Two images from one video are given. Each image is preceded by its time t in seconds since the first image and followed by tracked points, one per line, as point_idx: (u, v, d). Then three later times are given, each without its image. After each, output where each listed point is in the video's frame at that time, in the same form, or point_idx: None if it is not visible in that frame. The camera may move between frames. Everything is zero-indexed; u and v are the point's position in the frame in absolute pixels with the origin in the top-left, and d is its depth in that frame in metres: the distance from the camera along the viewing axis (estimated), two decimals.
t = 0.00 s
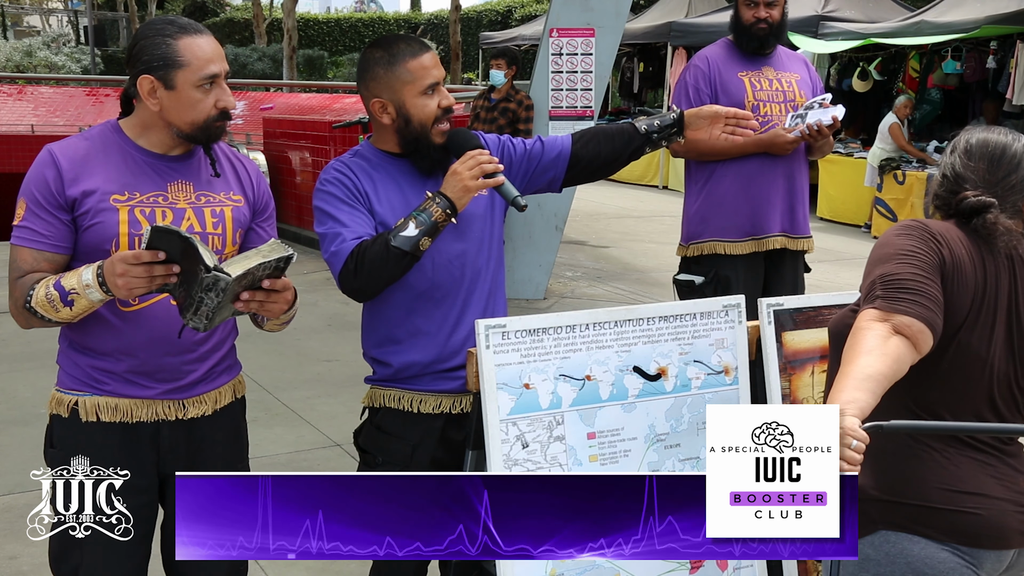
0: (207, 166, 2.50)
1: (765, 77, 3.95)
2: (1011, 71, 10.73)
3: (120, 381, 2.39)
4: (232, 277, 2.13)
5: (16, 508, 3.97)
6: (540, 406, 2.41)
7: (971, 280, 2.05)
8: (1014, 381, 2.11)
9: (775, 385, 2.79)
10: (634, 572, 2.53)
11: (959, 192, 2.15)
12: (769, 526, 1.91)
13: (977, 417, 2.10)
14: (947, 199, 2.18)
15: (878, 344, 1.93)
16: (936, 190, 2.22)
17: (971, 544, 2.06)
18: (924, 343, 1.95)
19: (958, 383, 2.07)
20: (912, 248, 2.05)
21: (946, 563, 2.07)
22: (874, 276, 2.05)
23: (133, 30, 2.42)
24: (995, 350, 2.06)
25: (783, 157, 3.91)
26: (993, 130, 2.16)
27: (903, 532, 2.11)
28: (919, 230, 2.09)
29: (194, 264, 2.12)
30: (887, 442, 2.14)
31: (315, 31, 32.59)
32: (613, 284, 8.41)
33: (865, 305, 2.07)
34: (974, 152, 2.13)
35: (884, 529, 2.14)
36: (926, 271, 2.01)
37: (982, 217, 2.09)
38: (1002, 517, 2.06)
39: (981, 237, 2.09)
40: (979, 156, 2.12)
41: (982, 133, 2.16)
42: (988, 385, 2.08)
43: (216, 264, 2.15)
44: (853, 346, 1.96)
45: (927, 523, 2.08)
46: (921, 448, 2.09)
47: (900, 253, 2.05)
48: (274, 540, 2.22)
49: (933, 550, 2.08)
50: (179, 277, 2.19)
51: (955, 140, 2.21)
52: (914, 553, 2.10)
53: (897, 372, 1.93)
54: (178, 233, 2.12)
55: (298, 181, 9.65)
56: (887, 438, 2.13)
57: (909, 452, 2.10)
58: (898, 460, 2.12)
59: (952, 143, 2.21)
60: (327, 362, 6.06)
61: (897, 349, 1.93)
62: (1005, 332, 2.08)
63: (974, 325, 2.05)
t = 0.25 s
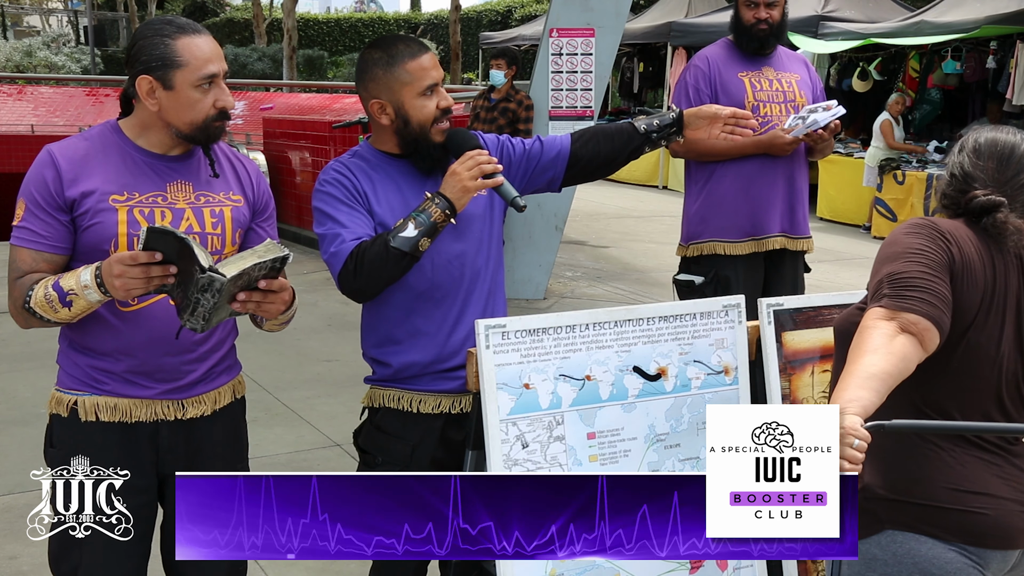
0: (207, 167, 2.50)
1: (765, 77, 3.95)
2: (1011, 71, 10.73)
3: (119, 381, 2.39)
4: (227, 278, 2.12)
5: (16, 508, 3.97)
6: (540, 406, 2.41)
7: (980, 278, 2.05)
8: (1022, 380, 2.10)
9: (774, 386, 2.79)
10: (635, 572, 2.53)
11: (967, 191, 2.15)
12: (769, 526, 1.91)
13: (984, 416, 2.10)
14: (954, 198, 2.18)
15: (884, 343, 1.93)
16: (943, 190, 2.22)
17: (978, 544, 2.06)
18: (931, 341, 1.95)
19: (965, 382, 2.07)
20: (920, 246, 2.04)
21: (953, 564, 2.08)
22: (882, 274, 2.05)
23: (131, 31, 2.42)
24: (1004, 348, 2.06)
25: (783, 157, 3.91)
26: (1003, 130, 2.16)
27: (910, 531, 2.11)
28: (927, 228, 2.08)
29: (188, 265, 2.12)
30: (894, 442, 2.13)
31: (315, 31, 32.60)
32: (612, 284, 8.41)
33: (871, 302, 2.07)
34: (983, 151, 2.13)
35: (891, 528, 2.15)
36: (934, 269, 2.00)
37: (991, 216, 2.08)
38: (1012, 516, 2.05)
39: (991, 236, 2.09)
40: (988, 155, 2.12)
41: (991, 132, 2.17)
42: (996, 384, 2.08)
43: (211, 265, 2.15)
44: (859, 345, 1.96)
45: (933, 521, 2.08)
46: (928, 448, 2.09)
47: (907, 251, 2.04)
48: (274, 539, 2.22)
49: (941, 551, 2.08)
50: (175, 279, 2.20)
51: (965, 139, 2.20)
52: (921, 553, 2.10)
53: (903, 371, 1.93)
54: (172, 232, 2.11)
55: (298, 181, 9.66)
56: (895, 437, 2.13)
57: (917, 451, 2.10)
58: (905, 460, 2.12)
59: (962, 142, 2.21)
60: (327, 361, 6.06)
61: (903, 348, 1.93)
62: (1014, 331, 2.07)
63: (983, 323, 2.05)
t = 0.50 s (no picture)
0: (207, 167, 2.49)
1: (765, 78, 3.95)
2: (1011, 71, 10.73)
3: (117, 381, 2.39)
4: (220, 282, 2.13)
5: (16, 508, 3.97)
6: (540, 406, 2.41)
7: (986, 279, 2.05)
8: None
9: (774, 386, 2.79)
10: (635, 572, 2.53)
11: (973, 191, 2.15)
12: (769, 526, 1.91)
13: (988, 415, 2.10)
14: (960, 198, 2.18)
15: (888, 343, 1.93)
16: (949, 189, 2.22)
17: (982, 543, 2.06)
18: (934, 341, 1.95)
19: (970, 381, 2.07)
20: (925, 247, 2.04)
21: (959, 563, 2.07)
22: (886, 275, 2.04)
23: (133, 31, 2.42)
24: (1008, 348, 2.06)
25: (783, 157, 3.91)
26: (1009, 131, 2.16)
27: (916, 531, 2.11)
28: (933, 229, 2.08)
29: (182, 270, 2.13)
30: (899, 441, 2.13)
31: (315, 31, 32.60)
32: (612, 284, 8.41)
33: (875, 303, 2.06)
34: (989, 151, 2.13)
35: (896, 528, 2.14)
36: (938, 270, 2.00)
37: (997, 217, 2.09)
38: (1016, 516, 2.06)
39: (999, 237, 2.09)
40: (994, 155, 2.13)
41: (996, 132, 2.17)
42: (1001, 384, 2.08)
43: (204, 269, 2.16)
44: (863, 346, 1.95)
45: (938, 520, 2.08)
46: (933, 447, 2.09)
47: (912, 252, 2.04)
48: (274, 540, 2.22)
49: (947, 549, 2.08)
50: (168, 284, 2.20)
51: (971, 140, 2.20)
52: (927, 553, 2.10)
53: (907, 371, 1.92)
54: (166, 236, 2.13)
55: (298, 181, 9.66)
56: (899, 437, 2.12)
57: (922, 451, 2.10)
58: (911, 459, 2.11)
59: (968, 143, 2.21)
60: (327, 361, 6.06)
61: (906, 348, 1.93)
62: (1018, 330, 2.08)
63: (988, 324, 2.05)
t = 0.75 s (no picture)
0: (206, 167, 2.49)
1: (764, 78, 3.94)
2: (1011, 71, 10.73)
3: (116, 381, 2.39)
4: (218, 282, 2.13)
5: (16, 507, 3.96)
6: (540, 406, 2.41)
7: (988, 278, 2.05)
8: None
9: (774, 386, 2.79)
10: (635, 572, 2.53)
11: (974, 191, 2.15)
12: (769, 526, 1.91)
13: (991, 416, 2.10)
14: (961, 197, 2.18)
15: (890, 343, 1.92)
16: (949, 189, 2.22)
17: (987, 542, 2.06)
18: (937, 340, 1.94)
19: (974, 381, 2.07)
20: (928, 246, 2.04)
21: (966, 562, 2.06)
22: (889, 274, 2.04)
23: (132, 31, 2.42)
24: (1011, 348, 2.06)
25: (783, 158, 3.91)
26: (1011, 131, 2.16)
27: (922, 530, 2.11)
28: (935, 229, 2.08)
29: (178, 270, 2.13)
30: (903, 441, 2.12)
31: (315, 31, 32.60)
32: (612, 284, 8.41)
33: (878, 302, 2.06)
34: (989, 151, 2.13)
35: (902, 528, 2.13)
36: (941, 269, 2.00)
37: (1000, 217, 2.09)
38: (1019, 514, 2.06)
39: (1001, 237, 2.10)
40: (995, 155, 2.13)
41: (997, 132, 2.17)
42: (1003, 384, 2.08)
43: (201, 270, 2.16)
44: (865, 345, 1.95)
45: (943, 519, 2.08)
46: (937, 447, 2.09)
47: (915, 251, 2.04)
48: (274, 540, 2.22)
49: (953, 549, 2.07)
50: (164, 282, 2.20)
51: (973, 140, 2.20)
52: (935, 553, 2.09)
53: (909, 371, 1.91)
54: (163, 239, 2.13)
55: (298, 181, 9.66)
56: (902, 436, 2.12)
57: (926, 450, 2.09)
58: (915, 460, 2.11)
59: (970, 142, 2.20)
60: (326, 361, 6.06)
61: (909, 348, 1.92)
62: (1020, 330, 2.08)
63: (991, 323, 2.05)
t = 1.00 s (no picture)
0: (205, 167, 2.49)
1: (766, 78, 3.94)
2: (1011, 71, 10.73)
3: (115, 381, 2.39)
4: (217, 283, 2.13)
5: (16, 507, 3.96)
6: (540, 406, 2.41)
7: (983, 278, 2.05)
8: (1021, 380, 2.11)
9: (774, 386, 2.79)
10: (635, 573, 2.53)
11: (969, 191, 2.15)
12: (769, 526, 1.91)
13: (987, 416, 2.10)
14: (956, 197, 2.18)
15: (887, 343, 1.93)
16: (944, 189, 2.22)
17: (985, 542, 2.06)
18: (932, 340, 1.95)
19: (970, 381, 2.07)
20: (923, 246, 2.04)
21: (962, 562, 2.06)
22: (885, 274, 2.04)
23: (130, 31, 2.42)
24: (1007, 348, 2.06)
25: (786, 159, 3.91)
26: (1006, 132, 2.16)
27: (918, 530, 2.10)
28: (930, 229, 2.08)
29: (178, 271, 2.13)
30: (899, 442, 2.12)
31: (315, 31, 32.61)
32: (613, 284, 8.41)
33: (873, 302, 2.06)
34: (984, 151, 2.13)
35: (899, 528, 2.13)
36: (937, 269, 2.00)
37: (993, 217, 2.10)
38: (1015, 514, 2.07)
39: (994, 236, 2.10)
40: (990, 155, 2.13)
41: (992, 133, 2.17)
42: (999, 384, 2.08)
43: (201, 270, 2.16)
44: (861, 345, 1.95)
45: (940, 519, 2.08)
46: (933, 447, 2.09)
47: (910, 252, 2.04)
48: (273, 540, 2.22)
49: (949, 549, 2.07)
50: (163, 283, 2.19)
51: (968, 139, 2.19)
52: (931, 552, 2.08)
53: (906, 371, 1.92)
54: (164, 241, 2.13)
55: (298, 181, 9.66)
56: (899, 437, 2.12)
57: (923, 451, 2.09)
58: (912, 460, 2.11)
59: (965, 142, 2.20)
60: (326, 361, 6.06)
61: (905, 348, 1.93)
62: (1016, 331, 2.08)
63: (987, 323, 2.05)
